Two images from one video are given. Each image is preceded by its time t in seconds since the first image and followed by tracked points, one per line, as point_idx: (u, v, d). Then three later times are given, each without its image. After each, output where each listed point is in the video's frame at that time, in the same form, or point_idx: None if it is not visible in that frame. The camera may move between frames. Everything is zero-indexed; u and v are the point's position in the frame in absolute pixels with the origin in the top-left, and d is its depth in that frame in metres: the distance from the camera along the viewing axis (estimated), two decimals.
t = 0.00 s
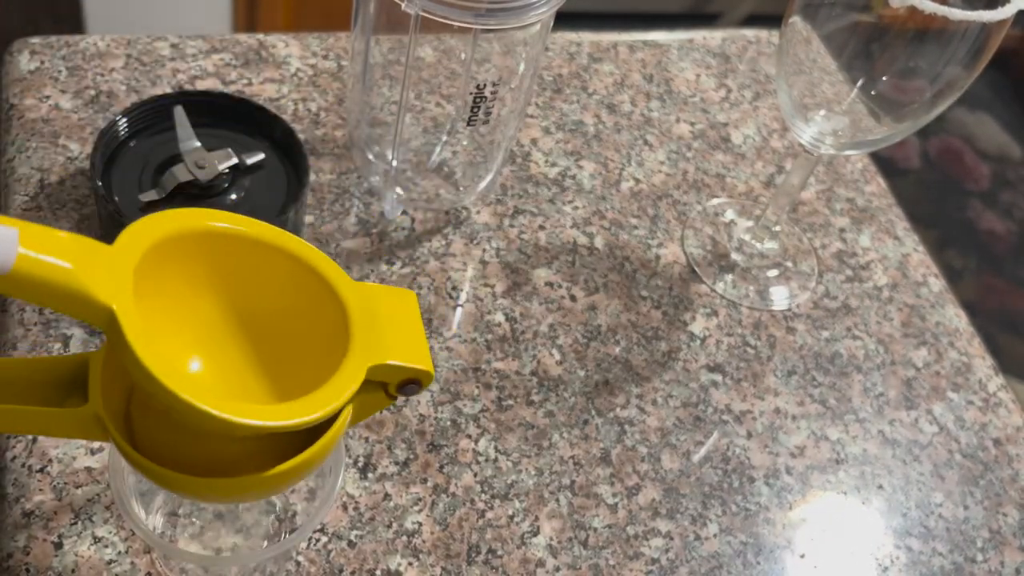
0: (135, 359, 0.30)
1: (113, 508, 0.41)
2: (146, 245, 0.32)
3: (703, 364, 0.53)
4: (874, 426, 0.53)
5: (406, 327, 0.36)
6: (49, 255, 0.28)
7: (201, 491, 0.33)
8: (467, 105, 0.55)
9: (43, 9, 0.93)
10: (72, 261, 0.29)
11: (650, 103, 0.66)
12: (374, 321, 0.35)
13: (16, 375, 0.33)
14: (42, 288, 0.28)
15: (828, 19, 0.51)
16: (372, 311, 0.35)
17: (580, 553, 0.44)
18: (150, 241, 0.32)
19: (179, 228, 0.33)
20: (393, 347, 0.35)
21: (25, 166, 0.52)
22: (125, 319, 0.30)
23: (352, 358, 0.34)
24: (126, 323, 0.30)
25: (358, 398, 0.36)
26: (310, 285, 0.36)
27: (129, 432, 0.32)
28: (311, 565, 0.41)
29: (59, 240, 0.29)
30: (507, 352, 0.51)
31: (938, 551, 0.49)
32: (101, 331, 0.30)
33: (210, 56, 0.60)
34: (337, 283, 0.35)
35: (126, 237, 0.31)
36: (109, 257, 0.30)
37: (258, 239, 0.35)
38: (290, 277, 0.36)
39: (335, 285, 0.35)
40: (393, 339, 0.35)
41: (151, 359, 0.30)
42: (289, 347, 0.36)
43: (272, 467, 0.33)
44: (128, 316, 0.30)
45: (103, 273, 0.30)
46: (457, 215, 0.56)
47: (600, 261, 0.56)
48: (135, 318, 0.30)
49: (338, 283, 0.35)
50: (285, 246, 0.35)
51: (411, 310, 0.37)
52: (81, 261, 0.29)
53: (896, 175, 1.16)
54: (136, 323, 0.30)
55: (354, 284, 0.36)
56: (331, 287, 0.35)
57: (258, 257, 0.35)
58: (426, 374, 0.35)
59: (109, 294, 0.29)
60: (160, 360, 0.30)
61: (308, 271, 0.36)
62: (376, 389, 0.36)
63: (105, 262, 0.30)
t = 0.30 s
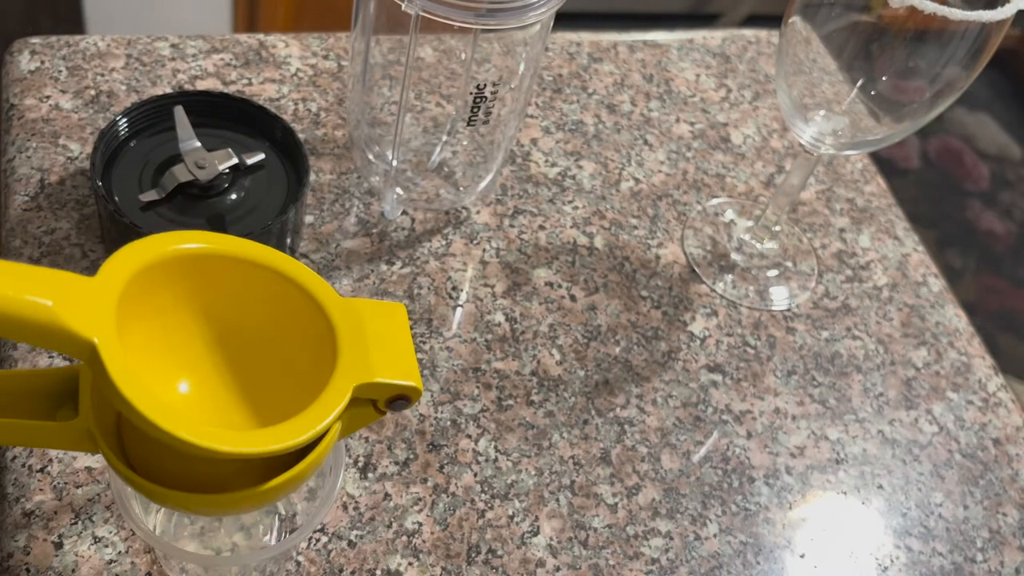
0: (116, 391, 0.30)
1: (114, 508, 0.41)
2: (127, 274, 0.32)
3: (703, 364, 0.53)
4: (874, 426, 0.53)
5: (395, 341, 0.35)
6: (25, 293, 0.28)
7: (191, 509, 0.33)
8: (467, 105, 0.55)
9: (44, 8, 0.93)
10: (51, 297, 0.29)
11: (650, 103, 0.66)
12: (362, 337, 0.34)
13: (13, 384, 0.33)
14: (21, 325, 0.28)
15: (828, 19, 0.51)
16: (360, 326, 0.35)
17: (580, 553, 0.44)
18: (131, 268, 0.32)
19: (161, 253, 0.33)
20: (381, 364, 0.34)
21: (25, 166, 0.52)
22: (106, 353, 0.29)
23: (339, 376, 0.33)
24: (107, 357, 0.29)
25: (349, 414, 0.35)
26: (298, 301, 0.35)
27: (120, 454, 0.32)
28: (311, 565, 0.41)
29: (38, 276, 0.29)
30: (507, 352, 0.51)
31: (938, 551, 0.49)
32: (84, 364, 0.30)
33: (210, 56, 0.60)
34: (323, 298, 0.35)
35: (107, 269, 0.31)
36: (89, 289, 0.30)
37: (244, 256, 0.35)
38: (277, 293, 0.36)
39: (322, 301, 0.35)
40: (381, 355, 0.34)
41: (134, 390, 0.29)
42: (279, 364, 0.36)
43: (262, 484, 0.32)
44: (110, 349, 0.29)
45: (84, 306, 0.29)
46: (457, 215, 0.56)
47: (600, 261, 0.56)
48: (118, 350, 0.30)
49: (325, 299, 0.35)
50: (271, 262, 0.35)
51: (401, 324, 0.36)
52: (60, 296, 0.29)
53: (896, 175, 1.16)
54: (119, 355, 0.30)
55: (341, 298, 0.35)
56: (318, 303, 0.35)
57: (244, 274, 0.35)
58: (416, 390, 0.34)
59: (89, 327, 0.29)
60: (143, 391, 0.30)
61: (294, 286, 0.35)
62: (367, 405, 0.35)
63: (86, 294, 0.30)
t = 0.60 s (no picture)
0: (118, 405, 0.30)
1: (114, 508, 0.41)
2: (129, 288, 0.32)
3: (703, 364, 0.53)
4: (874, 426, 0.53)
5: (399, 347, 0.35)
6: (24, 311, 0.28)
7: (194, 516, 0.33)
8: (467, 105, 0.55)
9: (44, 7, 0.93)
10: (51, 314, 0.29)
11: (650, 103, 0.66)
12: (364, 344, 0.34)
13: (13, 392, 0.33)
14: (21, 341, 0.28)
15: (828, 20, 0.51)
16: (362, 333, 0.35)
17: (580, 553, 0.44)
18: (132, 282, 0.32)
19: (161, 266, 0.33)
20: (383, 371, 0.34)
21: (25, 166, 0.52)
22: (108, 368, 0.30)
23: (342, 383, 0.33)
24: (109, 372, 0.29)
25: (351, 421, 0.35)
26: (300, 309, 0.35)
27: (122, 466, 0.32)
28: (311, 565, 0.42)
29: (36, 293, 0.29)
30: (507, 352, 0.51)
31: (938, 551, 0.49)
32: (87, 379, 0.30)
33: (210, 56, 0.60)
34: (325, 305, 0.35)
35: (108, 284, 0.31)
36: (90, 304, 0.30)
37: (244, 265, 0.35)
38: (280, 302, 0.36)
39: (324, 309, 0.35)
40: (383, 360, 0.34)
41: (136, 403, 0.30)
42: (283, 372, 0.36)
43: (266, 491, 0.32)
44: (112, 364, 0.30)
45: (85, 321, 0.30)
46: (457, 216, 0.56)
47: (600, 261, 0.56)
48: (120, 365, 0.30)
49: (327, 307, 0.35)
50: (272, 272, 0.35)
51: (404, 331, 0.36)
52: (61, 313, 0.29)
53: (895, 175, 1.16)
54: (121, 370, 0.30)
55: (344, 306, 0.35)
56: (320, 311, 0.35)
57: (245, 284, 0.35)
58: (418, 398, 0.34)
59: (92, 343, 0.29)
60: (145, 403, 0.30)
61: (296, 295, 0.35)
62: (369, 412, 0.35)
63: (87, 309, 0.30)
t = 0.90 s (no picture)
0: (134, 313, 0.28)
1: (114, 508, 0.41)
2: (143, 197, 0.29)
3: (703, 364, 0.53)
4: (874, 426, 0.53)
5: (415, 267, 0.33)
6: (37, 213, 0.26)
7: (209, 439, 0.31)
8: (467, 105, 0.55)
9: (44, 7, 0.93)
10: (64, 219, 0.27)
11: (650, 103, 0.66)
12: (381, 263, 0.32)
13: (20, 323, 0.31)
14: (30, 245, 0.26)
15: (828, 19, 0.51)
16: (378, 250, 0.32)
17: (580, 553, 0.44)
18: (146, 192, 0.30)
19: (176, 177, 0.31)
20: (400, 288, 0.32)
21: (25, 166, 0.52)
22: (122, 274, 0.28)
23: (357, 302, 0.31)
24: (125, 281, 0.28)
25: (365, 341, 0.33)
26: (314, 226, 0.33)
27: (138, 389, 0.30)
28: (311, 565, 0.41)
29: (45, 198, 0.27)
30: (507, 352, 0.51)
31: (938, 551, 0.49)
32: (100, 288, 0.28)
33: (210, 56, 0.60)
34: (339, 221, 0.33)
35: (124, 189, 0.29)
36: (106, 212, 0.28)
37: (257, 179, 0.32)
38: (292, 217, 0.33)
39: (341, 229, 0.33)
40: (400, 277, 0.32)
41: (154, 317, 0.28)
42: (293, 289, 0.34)
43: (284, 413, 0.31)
44: (127, 272, 0.28)
45: (100, 228, 0.27)
46: (457, 215, 0.56)
47: (600, 261, 0.56)
48: (136, 272, 0.28)
49: (342, 225, 0.33)
50: (285, 186, 0.32)
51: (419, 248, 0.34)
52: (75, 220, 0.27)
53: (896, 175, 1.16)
54: (137, 278, 0.28)
55: (359, 223, 0.33)
56: (335, 230, 0.33)
57: (259, 197, 0.33)
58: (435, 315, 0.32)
59: (105, 247, 0.27)
60: (162, 313, 0.28)
61: (311, 212, 0.33)
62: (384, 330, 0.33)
63: (101, 218, 0.28)
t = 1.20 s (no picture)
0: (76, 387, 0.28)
1: (113, 508, 0.41)
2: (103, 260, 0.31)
3: (703, 364, 0.53)
4: (874, 426, 0.53)
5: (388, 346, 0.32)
6: None
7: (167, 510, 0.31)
8: (466, 105, 0.55)
9: (45, 7, 0.92)
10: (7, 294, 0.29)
11: (650, 103, 0.66)
12: (351, 342, 0.31)
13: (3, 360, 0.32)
14: None
15: (828, 19, 0.51)
16: (353, 329, 0.32)
17: (580, 553, 0.44)
18: (101, 250, 0.31)
19: (141, 230, 0.31)
20: (362, 378, 0.31)
21: (25, 166, 0.52)
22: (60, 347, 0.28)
23: (317, 386, 0.30)
24: (61, 353, 0.28)
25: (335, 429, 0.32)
26: (297, 290, 0.33)
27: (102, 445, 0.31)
28: (311, 565, 0.41)
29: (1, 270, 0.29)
30: (506, 352, 0.51)
31: (938, 551, 0.49)
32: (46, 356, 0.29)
33: (210, 56, 0.60)
34: (321, 294, 0.32)
35: (78, 253, 0.30)
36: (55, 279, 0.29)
37: (239, 232, 0.33)
38: (276, 276, 0.34)
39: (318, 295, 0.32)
40: (367, 366, 0.31)
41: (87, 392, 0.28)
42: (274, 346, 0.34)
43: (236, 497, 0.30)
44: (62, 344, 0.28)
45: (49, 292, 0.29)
46: (457, 215, 0.56)
47: (600, 261, 0.56)
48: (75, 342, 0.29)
49: (323, 296, 0.32)
50: (266, 241, 0.33)
51: (401, 325, 0.32)
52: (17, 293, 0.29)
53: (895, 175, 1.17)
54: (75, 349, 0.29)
55: (342, 296, 0.33)
56: (315, 300, 0.32)
57: (241, 250, 0.33)
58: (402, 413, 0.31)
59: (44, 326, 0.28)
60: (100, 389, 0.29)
61: (296, 274, 0.33)
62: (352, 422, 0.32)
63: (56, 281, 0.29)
